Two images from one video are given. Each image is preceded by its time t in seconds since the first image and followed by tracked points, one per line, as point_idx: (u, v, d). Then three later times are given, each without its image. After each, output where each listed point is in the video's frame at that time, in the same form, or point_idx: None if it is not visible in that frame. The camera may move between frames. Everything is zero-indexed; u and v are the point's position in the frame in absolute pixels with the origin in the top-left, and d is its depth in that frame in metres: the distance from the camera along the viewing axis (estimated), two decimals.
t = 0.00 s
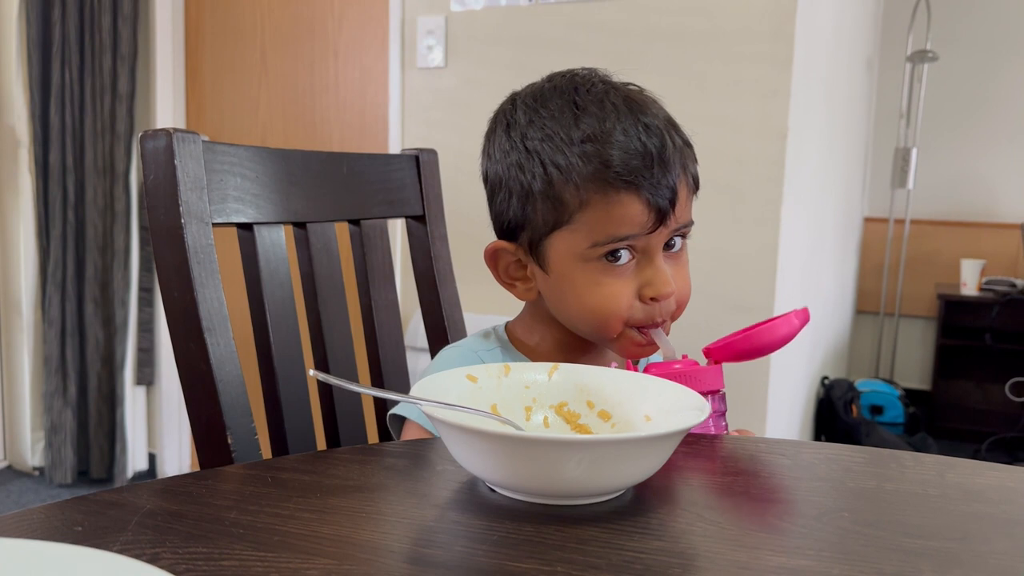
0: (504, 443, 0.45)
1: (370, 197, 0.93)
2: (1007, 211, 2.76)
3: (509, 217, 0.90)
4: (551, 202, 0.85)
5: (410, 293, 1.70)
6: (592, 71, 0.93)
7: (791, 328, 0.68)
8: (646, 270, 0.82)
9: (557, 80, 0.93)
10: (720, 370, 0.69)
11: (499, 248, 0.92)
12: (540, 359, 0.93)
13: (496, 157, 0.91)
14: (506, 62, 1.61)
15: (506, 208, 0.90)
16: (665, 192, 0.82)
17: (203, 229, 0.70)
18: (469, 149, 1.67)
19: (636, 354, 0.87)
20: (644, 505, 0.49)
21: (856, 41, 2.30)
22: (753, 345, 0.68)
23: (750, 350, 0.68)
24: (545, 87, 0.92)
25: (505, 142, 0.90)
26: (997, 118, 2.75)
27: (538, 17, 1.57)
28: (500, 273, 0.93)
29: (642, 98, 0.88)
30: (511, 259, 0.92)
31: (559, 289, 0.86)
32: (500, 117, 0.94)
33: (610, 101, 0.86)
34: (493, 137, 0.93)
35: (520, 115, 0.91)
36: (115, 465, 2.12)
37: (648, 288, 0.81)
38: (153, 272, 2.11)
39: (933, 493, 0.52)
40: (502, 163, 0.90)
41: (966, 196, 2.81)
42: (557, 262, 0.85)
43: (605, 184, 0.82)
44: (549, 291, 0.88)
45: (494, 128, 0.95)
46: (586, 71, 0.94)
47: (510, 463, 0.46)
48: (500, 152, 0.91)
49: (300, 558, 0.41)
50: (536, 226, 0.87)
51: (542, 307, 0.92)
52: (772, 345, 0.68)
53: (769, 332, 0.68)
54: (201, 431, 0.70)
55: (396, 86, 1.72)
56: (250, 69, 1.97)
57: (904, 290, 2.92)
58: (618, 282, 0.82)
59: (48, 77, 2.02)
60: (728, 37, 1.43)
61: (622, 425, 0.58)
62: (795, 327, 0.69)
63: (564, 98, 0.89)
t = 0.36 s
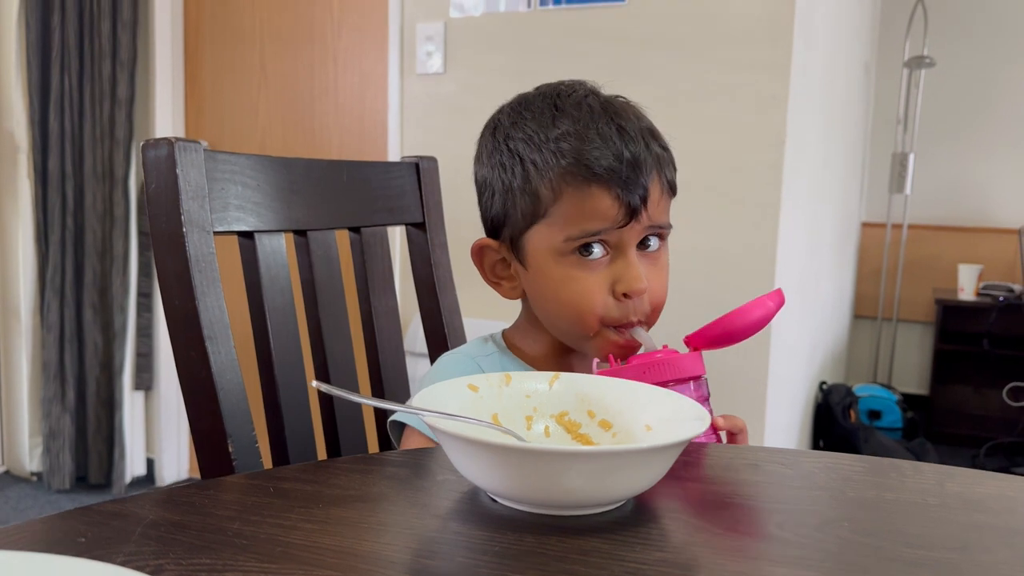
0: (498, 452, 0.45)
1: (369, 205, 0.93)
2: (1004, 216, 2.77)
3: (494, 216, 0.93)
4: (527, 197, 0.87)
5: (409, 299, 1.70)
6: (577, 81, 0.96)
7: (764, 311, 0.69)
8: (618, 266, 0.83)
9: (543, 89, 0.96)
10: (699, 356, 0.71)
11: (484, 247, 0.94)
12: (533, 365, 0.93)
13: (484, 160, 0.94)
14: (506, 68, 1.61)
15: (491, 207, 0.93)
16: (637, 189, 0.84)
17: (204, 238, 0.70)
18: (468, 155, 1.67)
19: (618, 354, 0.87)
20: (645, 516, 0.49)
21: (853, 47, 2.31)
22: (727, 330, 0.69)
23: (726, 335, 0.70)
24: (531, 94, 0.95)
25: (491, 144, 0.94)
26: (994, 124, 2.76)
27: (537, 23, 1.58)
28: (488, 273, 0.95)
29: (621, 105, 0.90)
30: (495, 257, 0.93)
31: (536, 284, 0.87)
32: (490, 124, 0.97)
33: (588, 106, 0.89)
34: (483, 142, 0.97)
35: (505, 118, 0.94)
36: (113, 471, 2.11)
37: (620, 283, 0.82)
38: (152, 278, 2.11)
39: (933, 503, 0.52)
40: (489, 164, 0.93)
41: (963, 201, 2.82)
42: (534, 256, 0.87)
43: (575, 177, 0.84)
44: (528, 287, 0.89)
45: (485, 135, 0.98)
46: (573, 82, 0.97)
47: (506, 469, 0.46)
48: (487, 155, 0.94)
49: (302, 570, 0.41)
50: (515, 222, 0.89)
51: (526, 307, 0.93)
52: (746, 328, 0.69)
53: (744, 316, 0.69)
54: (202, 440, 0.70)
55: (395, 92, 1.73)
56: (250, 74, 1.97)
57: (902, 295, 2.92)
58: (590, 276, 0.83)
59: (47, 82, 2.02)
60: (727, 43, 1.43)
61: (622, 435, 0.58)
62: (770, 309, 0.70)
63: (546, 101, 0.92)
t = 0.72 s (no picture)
0: (495, 461, 0.45)
1: (370, 212, 0.93)
2: (1001, 220, 2.78)
3: (486, 219, 0.93)
4: (516, 197, 0.88)
5: (408, 305, 1.70)
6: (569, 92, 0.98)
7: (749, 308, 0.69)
8: (604, 264, 0.83)
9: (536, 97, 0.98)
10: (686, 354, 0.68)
11: (476, 248, 0.94)
12: (525, 371, 0.92)
13: (478, 165, 0.96)
14: (504, 74, 1.62)
15: (484, 210, 0.94)
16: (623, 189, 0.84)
17: (206, 247, 0.70)
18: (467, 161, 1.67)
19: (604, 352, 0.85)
20: (648, 526, 0.49)
21: (850, 52, 2.32)
22: (713, 325, 0.68)
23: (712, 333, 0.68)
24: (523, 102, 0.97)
25: (484, 149, 0.95)
26: (991, 128, 2.77)
27: (536, 29, 1.58)
28: (480, 275, 0.95)
29: (611, 111, 0.91)
30: (487, 259, 0.94)
31: (524, 283, 0.88)
32: (484, 131, 0.98)
33: (577, 110, 0.90)
34: (477, 149, 0.98)
35: (497, 124, 0.95)
36: (112, 477, 2.11)
37: (605, 281, 0.82)
38: (151, 284, 2.11)
39: (934, 512, 0.52)
40: (481, 168, 0.94)
41: (960, 205, 2.83)
42: (522, 255, 0.87)
43: (562, 175, 0.85)
44: (517, 287, 0.89)
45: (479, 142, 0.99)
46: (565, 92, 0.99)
47: (504, 479, 0.46)
48: (481, 159, 0.95)
49: None
50: (505, 222, 0.90)
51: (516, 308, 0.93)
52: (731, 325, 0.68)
53: (728, 311, 0.68)
54: (204, 450, 0.70)
55: (394, 97, 1.73)
56: (248, 81, 1.97)
57: (900, 299, 2.93)
58: (576, 274, 0.83)
59: (45, 88, 2.01)
60: (725, 50, 1.44)
61: (624, 445, 0.58)
62: (753, 308, 0.69)
63: (537, 106, 0.93)
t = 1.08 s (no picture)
0: (482, 455, 0.46)
1: (362, 212, 0.93)
2: (996, 220, 2.79)
3: (475, 218, 0.94)
4: (504, 194, 0.89)
5: (403, 306, 1.70)
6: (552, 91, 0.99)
7: (737, 304, 0.69)
8: (593, 258, 0.84)
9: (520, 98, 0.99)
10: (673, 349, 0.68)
11: (465, 248, 0.94)
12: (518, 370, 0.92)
13: (465, 166, 0.96)
14: (498, 75, 1.62)
15: (472, 210, 0.94)
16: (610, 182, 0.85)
17: (197, 246, 0.70)
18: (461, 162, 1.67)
19: (594, 346, 0.86)
20: (637, 519, 0.49)
21: (844, 53, 2.33)
22: (700, 320, 0.68)
23: (697, 327, 0.68)
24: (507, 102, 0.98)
25: (471, 149, 0.95)
26: (984, 128, 2.78)
27: (530, 31, 1.58)
28: (469, 275, 0.95)
29: (596, 109, 0.93)
30: (476, 258, 0.94)
31: (513, 280, 0.88)
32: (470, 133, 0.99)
33: (562, 107, 0.91)
34: (463, 150, 0.98)
35: (482, 125, 0.96)
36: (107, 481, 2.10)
37: (594, 274, 0.83)
38: (146, 286, 2.11)
39: (923, 505, 0.52)
40: (468, 168, 0.95)
41: (954, 204, 2.84)
42: (512, 252, 0.88)
43: (548, 169, 0.85)
44: (507, 284, 0.90)
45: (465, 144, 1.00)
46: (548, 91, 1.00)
47: (492, 472, 0.46)
48: (468, 160, 0.95)
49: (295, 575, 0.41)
50: (493, 219, 0.90)
51: (507, 307, 0.93)
52: (717, 321, 0.68)
53: (715, 307, 0.69)
54: (197, 447, 0.70)
55: (388, 99, 1.73)
56: (243, 84, 1.98)
57: (895, 298, 2.93)
58: (565, 268, 0.84)
59: (40, 91, 2.02)
60: (719, 50, 1.44)
61: (615, 439, 0.58)
62: (742, 305, 0.69)
63: (521, 105, 0.94)
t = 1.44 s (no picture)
0: (479, 450, 0.45)
1: (357, 208, 0.93)
2: (993, 215, 2.79)
3: (473, 211, 0.93)
4: (503, 185, 0.88)
5: (400, 305, 1.69)
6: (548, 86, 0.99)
7: (739, 297, 0.68)
8: (593, 248, 0.83)
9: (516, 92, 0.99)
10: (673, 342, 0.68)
11: (463, 242, 0.94)
12: (517, 365, 0.92)
13: (462, 159, 0.96)
14: (493, 73, 1.62)
15: (470, 203, 0.94)
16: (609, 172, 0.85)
17: (190, 242, 0.70)
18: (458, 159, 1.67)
19: (593, 339, 0.86)
20: (634, 512, 0.49)
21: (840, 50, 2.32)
22: (700, 312, 0.68)
23: (698, 320, 0.68)
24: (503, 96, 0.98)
25: (468, 142, 0.95)
26: (981, 123, 2.78)
27: (525, 28, 1.58)
28: (467, 270, 0.95)
29: (593, 101, 0.93)
30: (474, 252, 0.93)
31: (512, 272, 0.88)
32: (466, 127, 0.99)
33: (559, 99, 0.92)
34: (459, 145, 0.98)
35: (480, 118, 0.96)
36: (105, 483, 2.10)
37: (595, 264, 0.83)
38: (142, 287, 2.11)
39: (922, 496, 0.52)
40: (466, 160, 0.94)
41: (951, 200, 2.84)
42: (511, 244, 0.87)
43: (548, 159, 0.86)
44: (505, 277, 0.89)
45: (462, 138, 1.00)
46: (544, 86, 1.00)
47: (489, 466, 0.46)
48: (464, 153, 0.95)
49: (288, 569, 0.41)
50: (491, 212, 0.90)
51: (505, 301, 0.93)
52: (719, 314, 0.68)
53: (716, 300, 0.68)
54: (191, 446, 0.70)
55: (384, 97, 1.72)
56: (238, 83, 1.97)
57: (893, 295, 2.93)
58: (566, 258, 0.84)
59: (34, 92, 2.01)
60: (714, 47, 1.44)
61: (612, 432, 0.58)
62: (744, 298, 0.68)
63: (518, 98, 0.94)
